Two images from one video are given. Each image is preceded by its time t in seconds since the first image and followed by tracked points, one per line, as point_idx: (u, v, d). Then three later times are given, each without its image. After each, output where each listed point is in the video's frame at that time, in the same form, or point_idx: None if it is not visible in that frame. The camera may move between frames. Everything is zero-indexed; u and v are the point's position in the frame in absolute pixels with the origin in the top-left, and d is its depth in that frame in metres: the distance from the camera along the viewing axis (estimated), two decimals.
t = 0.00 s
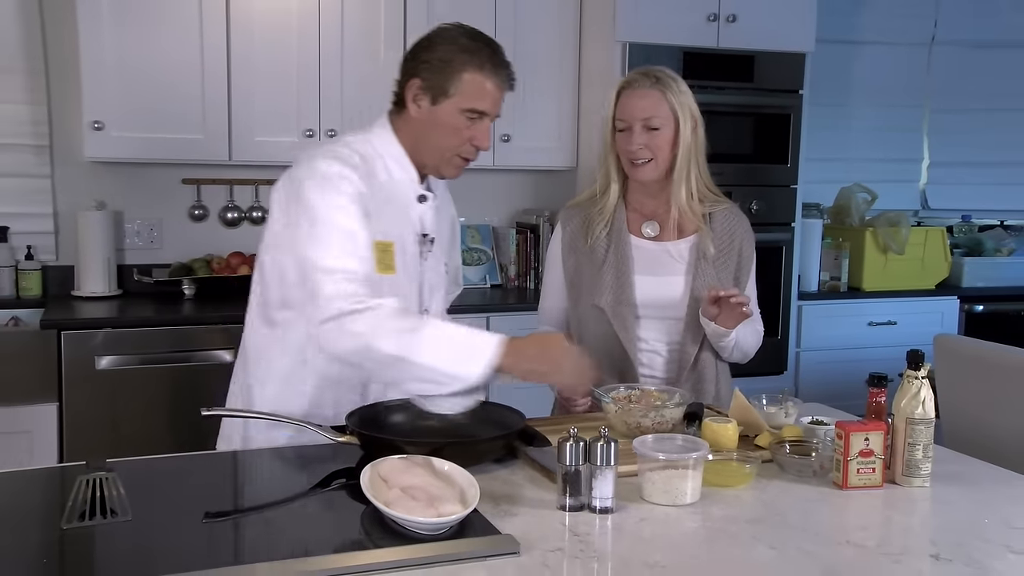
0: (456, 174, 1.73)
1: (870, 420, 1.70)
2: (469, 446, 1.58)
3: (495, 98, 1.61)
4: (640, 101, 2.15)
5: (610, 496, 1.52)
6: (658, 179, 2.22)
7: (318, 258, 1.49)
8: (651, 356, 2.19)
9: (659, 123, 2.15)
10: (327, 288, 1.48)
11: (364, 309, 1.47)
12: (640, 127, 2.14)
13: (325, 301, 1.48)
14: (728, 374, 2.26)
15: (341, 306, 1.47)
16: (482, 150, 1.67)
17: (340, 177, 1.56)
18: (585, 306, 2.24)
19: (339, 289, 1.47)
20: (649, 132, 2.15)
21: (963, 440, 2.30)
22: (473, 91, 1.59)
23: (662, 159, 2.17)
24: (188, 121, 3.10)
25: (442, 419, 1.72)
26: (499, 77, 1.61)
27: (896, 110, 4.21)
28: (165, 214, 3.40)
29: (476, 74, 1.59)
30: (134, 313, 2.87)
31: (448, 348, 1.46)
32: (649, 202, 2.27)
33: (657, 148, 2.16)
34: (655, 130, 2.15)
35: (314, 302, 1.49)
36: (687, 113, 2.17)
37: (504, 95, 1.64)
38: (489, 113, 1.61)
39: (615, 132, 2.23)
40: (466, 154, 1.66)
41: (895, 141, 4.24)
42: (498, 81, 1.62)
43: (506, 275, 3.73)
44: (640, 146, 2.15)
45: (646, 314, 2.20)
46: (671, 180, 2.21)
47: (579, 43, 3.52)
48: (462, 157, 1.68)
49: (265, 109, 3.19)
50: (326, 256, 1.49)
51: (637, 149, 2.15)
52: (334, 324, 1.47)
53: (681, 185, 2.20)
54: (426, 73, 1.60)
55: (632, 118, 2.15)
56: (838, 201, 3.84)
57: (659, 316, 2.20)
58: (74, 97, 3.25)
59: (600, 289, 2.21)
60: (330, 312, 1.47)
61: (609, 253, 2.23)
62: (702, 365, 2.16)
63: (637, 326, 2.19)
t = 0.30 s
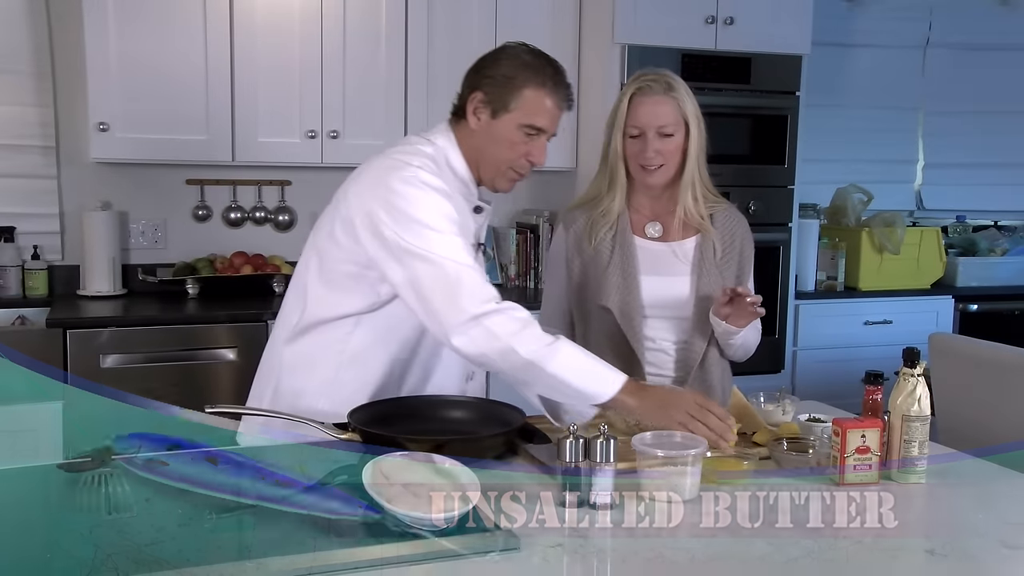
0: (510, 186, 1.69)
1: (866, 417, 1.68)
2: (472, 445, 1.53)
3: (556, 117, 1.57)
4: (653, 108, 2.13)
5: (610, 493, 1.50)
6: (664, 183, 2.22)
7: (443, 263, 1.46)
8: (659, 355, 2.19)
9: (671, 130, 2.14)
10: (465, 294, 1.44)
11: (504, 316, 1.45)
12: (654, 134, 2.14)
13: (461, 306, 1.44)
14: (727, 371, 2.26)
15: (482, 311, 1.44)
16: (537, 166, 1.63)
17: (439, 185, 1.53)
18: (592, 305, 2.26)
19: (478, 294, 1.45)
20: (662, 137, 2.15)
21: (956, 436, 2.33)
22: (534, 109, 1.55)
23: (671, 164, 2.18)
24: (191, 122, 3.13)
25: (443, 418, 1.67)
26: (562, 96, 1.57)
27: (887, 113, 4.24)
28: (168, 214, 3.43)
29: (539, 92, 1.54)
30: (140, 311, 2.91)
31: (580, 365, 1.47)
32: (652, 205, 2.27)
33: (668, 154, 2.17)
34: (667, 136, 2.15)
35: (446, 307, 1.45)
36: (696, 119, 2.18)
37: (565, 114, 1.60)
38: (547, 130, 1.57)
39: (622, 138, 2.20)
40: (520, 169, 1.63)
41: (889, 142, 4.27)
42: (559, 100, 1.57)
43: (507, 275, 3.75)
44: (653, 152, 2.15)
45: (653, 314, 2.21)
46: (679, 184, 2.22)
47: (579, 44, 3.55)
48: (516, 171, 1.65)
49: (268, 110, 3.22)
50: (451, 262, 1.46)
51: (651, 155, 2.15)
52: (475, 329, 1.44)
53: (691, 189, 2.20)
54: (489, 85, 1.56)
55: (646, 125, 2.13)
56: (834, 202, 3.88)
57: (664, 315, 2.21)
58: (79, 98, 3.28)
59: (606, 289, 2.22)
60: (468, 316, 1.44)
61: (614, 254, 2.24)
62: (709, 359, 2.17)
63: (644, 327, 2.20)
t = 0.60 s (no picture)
0: (534, 195, 1.71)
1: (865, 416, 1.59)
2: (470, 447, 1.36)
3: (585, 128, 1.56)
4: (659, 110, 2.12)
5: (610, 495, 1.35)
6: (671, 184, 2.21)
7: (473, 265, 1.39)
8: (667, 354, 2.18)
9: (680, 132, 2.13)
10: (493, 295, 1.36)
11: (532, 320, 1.35)
12: (663, 136, 2.13)
13: (489, 310, 1.35)
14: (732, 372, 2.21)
15: (509, 315, 1.35)
16: (563, 175, 1.64)
17: (470, 191, 1.50)
18: (602, 307, 2.25)
19: (507, 297, 1.36)
20: (672, 140, 2.14)
21: (956, 436, 2.33)
22: (563, 121, 1.53)
23: (679, 166, 2.17)
24: (190, 122, 3.14)
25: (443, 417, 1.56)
26: (592, 109, 1.55)
27: (888, 112, 4.24)
28: (168, 213, 3.43)
29: (569, 104, 1.53)
30: (140, 310, 2.92)
31: (605, 374, 1.35)
32: (656, 206, 2.26)
33: (676, 156, 2.15)
34: (675, 139, 2.14)
35: (472, 310, 1.37)
36: (703, 120, 2.16)
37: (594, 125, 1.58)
38: (575, 142, 1.57)
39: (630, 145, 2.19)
40: (546, 177, 1.64)
41: (889, 141, 4.27)
42: (587, 111, 1.56)
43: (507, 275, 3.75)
44: (664, 154, 2.14)
45: (661, 315, 2.19)
46: (685, 186, 2.21)
47: (578, 44, 3.55)
48: (541, 180, 1.66)
49: (269, 111, 3.23)
50: (480, 265, 1.39)
51: (661, 157, 2.14)
52: (499, 333, 1.34)
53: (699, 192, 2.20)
54: (518, 95, 1.55)
55: (656, 127, 2.12)
56: (834, 202, 3.89)
57: (669, 315, 2.19)
58: (79, 98, 3.28)
59: (615, 290, 2.20)
60: (495, 320, 1.35)
61: (620, 256, 2.21)
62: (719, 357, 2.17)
63: (652, 328, 2.18)
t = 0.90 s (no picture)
0: (535, 196, 1.69)
1: (866, 417, 1.59)
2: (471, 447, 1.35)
3: (586, 128, 1.55)
4: (664, 107, 2.12)
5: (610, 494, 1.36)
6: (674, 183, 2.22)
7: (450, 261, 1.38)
8: (672, 355, 2.18)
9: (684, 130, 2.14)
10: (468, 291, 1.35)
11: (503, 317, 1.33)
12: (667, 133, 2.13)
13: (461, 306, 1.35)
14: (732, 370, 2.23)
15: (481, 310, 1.33)
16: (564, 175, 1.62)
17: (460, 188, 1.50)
18: (605, 308, 2.23)
19: (480, 294, 1.35)
20: (677, 137, 2.14)
21: (955, 436, 2.32)
22: (564, 119, 1.52)
23: (683, 164, 2.18)
24: (190, 122, 3.14)
25: (444, 418, 1.56)
26: (594, 108, 1.54)
27: (888, 112, 4.24)
28: (168, 213, 3.43)
29: (571, 103, 1.52)
30: (140, 310, 2.92)
31: (581, 361, 1.31)
32: (660, 206, 2.26)
33: (680, 154, 2.16)
34: (679, 136, 2.14)
35: (448, 304, 1.36)
36: (707, 119, 2.17)
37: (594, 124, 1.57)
38: (576, 142, 1.55)
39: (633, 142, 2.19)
40: (547, 177, 1.62)
41: (889, 142, 4.27)
42: (589, 111, 1.55)
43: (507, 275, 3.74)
44: (668, 151, 2.14)
45: (665, 314, 2.19)
46: (689, 185, 2.21)
47: (578, 44, 3.55)
48: (543, 180, 1.64)
49: (268, 111, 3.23)
50: (462, 262, 1.39)
51: (665, 155, 2.14)
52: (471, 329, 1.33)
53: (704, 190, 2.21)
54: (520, 93, 1.54)
55: (660, 124, 2.13)
56: (834, 202, 3.90)
57: (674, 315, 2.19)
58: (78, 98, 3.28)
59: (619, 291, 2.20)
60: (466, 317, 1.34)
61: (624, 257, 2.21)
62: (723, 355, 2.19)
63: (657, 329, 2.18)
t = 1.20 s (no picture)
0: (497, 181, 1.70)
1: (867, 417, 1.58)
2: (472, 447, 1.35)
3: (544, 115, 1.53)
4: (658, 106, 2.11)
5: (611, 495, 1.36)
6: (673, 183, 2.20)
7: (357, 243, 1.41)
8: (670, 357, 2.17)
9: (678, 128, 2.12)
10: (370, 269, 1.39)
11: (397, 293, 1.38)
12: (659, 132, 2.12)
13: (358, 287, 1.39)
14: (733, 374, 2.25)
15: (374, 290, 1.38)
16: (523, 162, 1.61)
17: (390, 171, 1.49)
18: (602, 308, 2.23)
19: (377, 276, 1.39)
20: (669, 137, 2.13)
21: (955, 435, 2.32)
22: (520, 106, 1.51)
23: (679, 164, 2.16)
24: (191, 123, 3.14)
25: (444, 417, 1.56)
26: (554, 95, 1.52)
27: (888, 112, 4.24)
28: (169, 213, 3.43)
29: (529, 89, 1.50)
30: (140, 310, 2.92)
31: (475, 317, 1.37)
32: (661, 205, 2.26)
33: (675, 154, 2.14)
34: (673, 135, 2.12)
35: (354, 284, 1.40)
36: (705, 117, 2.15)
37: (554, 112, 1.55)
38: (535, 130, 1.54)
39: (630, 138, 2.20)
40: (506, 164, 1.61)
41: (890, 142, 4.27)
42: (550, 99, 1.53)
43: (508, 275, 3.74)
44: (659, 151, 2.13)
45: (663, 315, 2.19)
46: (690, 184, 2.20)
47: (579, 45, 3.55)
48: (502, 166, 1.64)
49: (268, 111, 3.23)
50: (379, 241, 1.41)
51: (657, 154, 2.13)
52: (367, 309, 1.38)
53: (700, 190, 2.19)
54: (479, 79, 1.53)
55: (650, 123, 2.11)
56: (835, 202, 3.91)
57: (674, 316, 2.19)
58: (78, 98, 3.28)
59: (617, 291, 2.20)
60: (361, 299, 1.38)
61: (624, 255, 2.22)
62: (722, 355, 2.18)
63: (655, 331, 2.18)
